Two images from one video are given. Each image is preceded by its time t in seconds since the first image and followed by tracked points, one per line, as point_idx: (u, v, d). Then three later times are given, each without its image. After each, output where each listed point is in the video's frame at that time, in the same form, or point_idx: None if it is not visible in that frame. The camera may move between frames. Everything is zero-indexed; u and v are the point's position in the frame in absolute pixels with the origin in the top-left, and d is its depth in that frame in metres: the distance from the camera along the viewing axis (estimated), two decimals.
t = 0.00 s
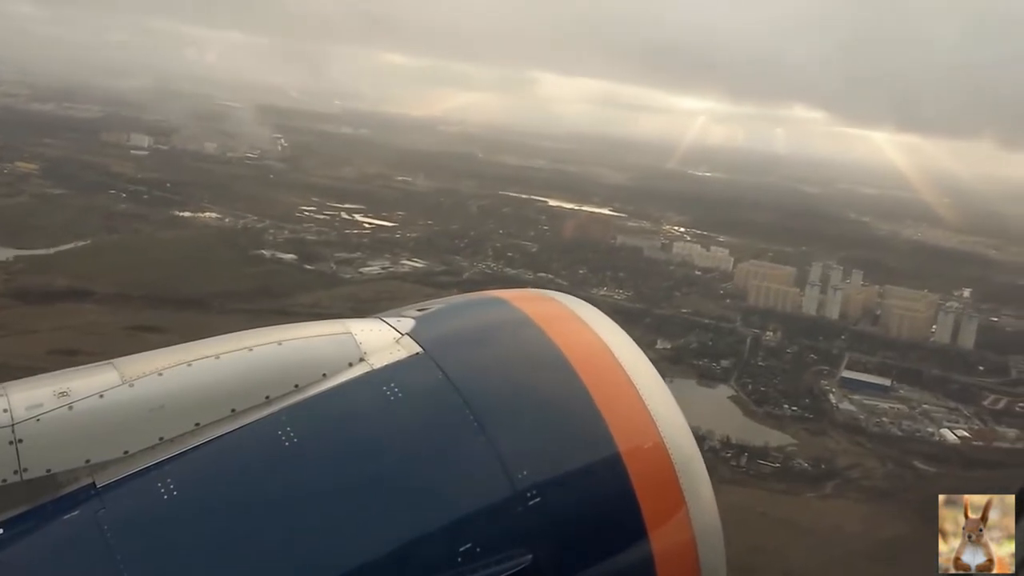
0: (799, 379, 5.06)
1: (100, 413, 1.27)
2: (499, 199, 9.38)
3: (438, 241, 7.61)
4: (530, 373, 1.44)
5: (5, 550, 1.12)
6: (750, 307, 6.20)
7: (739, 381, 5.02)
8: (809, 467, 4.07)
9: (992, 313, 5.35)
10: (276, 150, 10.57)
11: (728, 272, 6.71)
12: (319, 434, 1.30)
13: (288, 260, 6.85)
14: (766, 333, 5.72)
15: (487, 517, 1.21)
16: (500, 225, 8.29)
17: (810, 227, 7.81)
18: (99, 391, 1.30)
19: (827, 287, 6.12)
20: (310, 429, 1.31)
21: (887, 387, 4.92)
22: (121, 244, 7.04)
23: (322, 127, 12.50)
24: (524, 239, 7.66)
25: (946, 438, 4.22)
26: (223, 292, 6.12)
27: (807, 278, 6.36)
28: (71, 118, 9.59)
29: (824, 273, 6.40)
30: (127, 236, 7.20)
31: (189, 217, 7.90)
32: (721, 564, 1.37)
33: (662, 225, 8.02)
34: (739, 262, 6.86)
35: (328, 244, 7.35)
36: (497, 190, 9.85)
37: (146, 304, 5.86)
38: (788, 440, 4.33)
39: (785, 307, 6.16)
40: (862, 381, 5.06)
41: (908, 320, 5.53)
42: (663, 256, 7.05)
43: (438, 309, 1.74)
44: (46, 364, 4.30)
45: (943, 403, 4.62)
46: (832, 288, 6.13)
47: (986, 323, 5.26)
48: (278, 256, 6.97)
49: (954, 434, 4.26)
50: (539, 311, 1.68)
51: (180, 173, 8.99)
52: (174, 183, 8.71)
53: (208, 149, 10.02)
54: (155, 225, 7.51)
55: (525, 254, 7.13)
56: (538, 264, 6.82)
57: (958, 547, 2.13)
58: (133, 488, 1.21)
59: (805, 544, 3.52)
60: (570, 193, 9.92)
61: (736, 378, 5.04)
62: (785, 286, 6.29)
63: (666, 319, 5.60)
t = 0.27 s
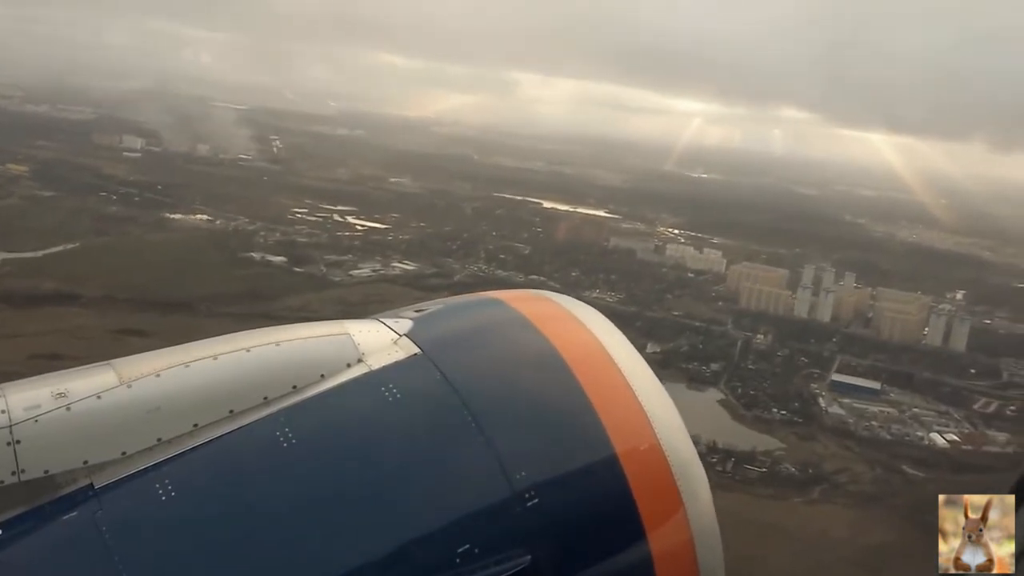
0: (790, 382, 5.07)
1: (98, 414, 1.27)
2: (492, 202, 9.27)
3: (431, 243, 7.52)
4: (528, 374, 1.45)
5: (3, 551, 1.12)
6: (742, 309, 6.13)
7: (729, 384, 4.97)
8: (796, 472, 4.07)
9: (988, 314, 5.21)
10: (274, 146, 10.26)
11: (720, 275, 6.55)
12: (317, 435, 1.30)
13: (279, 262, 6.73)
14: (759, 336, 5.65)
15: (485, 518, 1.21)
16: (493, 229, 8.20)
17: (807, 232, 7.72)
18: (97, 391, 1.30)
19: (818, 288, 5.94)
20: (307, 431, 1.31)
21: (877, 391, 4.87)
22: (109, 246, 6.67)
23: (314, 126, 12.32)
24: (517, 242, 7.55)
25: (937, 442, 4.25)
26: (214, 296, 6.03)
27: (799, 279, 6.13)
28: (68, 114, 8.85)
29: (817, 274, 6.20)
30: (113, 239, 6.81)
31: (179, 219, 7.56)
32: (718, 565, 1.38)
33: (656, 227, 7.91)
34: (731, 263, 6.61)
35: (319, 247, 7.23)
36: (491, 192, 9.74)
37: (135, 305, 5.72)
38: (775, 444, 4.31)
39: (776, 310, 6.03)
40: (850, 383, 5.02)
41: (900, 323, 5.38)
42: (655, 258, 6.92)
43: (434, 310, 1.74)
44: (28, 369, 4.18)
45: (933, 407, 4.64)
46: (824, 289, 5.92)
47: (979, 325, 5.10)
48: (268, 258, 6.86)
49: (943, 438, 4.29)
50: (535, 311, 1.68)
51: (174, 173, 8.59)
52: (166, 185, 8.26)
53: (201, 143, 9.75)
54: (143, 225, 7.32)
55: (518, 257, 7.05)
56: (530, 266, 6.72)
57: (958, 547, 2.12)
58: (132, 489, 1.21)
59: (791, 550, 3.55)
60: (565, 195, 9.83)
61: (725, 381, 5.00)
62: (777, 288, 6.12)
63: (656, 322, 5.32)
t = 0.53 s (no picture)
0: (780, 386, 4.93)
1: (97, 415, 1.26)
2: (487, 204, 9.10)
3: (423, 247, 7.40)
4: (525, 375, 1.45)
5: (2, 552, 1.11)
6: (734, 312, 5.91)
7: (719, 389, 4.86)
8: (783, 478, 4.01)
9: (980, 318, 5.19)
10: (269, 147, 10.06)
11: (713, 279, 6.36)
12: (315, 437, 1.30)
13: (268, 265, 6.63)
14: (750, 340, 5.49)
15: (484, 519, 1.21)
16: (487, 230, 8.03)
17: (807, 236, 7.57)
18: (95, 392, 1.30)
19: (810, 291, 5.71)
20: (306, 432, 1.31)
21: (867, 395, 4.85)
22: (101, 249, 6.55)
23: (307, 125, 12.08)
24: (509, 243, 7.42)
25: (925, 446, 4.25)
26: (203, 298, 5.96)
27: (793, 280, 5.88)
28: (63, 117, 8.61)
29: (810, 275, 5.96)
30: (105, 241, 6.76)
31: (171, 223, 7.49)
32: (717, 565, 1.38)
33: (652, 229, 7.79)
34: (724, 266, 6.42)
35: (310, 249, 7.05)
36: (485, 193, 9.61)
37: (122, 309, 5.63)
38: (763, 448, 4.24)
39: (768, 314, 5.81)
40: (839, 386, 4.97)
41: (892, 326, 5.24)
42: (650, 261, 6.73)
43: (432, 311, 1.74)
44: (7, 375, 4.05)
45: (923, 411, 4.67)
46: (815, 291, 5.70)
47: (972, 327, 5.10)
48: (257, 261, 6.76)
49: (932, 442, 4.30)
50: (534, 312, 1.68)
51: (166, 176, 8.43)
52: (158, 187, 8.09)
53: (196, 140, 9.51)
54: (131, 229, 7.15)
55: (510, 259, 6.89)
56: (523, 267, 6.56)
57: (958, 547, 2.12)
58: (130, 490, 1.21)
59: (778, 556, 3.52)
60: (560, 196, 9.72)
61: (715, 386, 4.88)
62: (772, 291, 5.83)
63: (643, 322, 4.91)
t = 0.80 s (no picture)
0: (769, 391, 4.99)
1: (96, 416, 1.26)
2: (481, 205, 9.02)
3: (415, 248, 7.23)
4: (525, 376, 1.44)
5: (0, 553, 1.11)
6: (726, 313, 5.81)
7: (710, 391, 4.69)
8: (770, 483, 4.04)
9: (975, 318, 5.12)
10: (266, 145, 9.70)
11: (705, 279, 6.20)
12: (314, 438, 1.30)
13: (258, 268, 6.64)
14: (743, 343, 5.43)
15: (482, 520, 1.21)
16: (481, 232, 7.91)
17: (805, 239, 7.48)
18: (93, 393, 1.29)
19: (802, 292, 5.51)
20: (305, 433, 1.31)
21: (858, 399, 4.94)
22: (94, 250, 6.56)
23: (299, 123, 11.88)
24: (503, 245, 7.33)
25: (914, 450, 4.32)
26: (198, 301, 6.03)
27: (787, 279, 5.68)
28: (55, 116, 8.02)
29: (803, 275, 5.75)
30: (97, 242, 6.68)
31: (162, 223, 7.44)
32: (715, 566, 1.38)
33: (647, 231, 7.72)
34: (719, 266, 6.25)
35: (302, 252, 6.98)
36: (480, 195, 9.54)
37: (110, 316, 5.55)
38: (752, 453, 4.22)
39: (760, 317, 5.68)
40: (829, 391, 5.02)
41: (883, 328, 5.17)
42: (644, 264, 6.61)
43: (431, 312, 1.74)
44: None
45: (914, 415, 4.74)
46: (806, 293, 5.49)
47: (965, 329, 4.99)
48: (246, 264, 6.78)
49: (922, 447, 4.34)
50: (533, 313, 1.68)
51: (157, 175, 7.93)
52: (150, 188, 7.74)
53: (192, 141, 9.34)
54: (122, 231, 7.01)
55: (503, 261, 6.79)
56: (516, 271, 6.47)
57: (958, 547, 2.13)
58: (130, 490, 1.21)
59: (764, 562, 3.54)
60: (556, 198, 9.66)
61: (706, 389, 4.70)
62: (763, 293, 5.65)
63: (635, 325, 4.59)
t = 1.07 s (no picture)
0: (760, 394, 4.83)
1: (94, 417, 1.26)
2: (476, 207, 8.99)
3: (407, 250, 7.15)
4: (525, 376, 1.45)
5: None
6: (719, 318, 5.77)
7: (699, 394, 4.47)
8: (758, 487, 3.82)
9: (968, 322, 5.06)
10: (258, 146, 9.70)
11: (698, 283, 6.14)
12: (313, 439, 1.29)
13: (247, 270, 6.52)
14: (733, 347, 5.37)
15: (481, 521, 1.20)
16: (474, 234, 7.85)
17: (801, 244, 7.45)
18: (92, 395, 1.29)
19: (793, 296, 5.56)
20: (305, 434, 1.30)
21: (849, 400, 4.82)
22: (82, 251, 6.42)
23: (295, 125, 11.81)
24: (496, 247, 7.28)
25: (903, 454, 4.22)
26: (184, 303, 5.87)
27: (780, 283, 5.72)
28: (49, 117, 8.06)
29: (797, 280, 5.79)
30: (83, 245, 6.51)
31: (150, 224, 7.22)
32: (715, 566, 1.38)
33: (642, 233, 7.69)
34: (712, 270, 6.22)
35: (294, 254, 6.90)
36: (474, 197, 9.50)
37: (99, 317, 5.42)
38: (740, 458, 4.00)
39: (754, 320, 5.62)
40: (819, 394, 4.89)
41: (876, 332, 5.15)
42: (637, 265, 6.53)
43: (431, 313, 1.73)
44: None
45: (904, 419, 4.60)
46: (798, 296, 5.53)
47: (958, 332, 4.93)
48: (235, 266, 6.70)
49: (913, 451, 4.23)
50: (532, 313, 1.68)
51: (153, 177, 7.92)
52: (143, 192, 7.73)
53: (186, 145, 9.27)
54: (112, 234, 6.90)
55: (495, 263, 6.72)
56: (509, 275, 6.41)
57: (958, 547, 2.14)
58: (129, 491, 1.21)
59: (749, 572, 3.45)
60: (551, 200, 9.62)
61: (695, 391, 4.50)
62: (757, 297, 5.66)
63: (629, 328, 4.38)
